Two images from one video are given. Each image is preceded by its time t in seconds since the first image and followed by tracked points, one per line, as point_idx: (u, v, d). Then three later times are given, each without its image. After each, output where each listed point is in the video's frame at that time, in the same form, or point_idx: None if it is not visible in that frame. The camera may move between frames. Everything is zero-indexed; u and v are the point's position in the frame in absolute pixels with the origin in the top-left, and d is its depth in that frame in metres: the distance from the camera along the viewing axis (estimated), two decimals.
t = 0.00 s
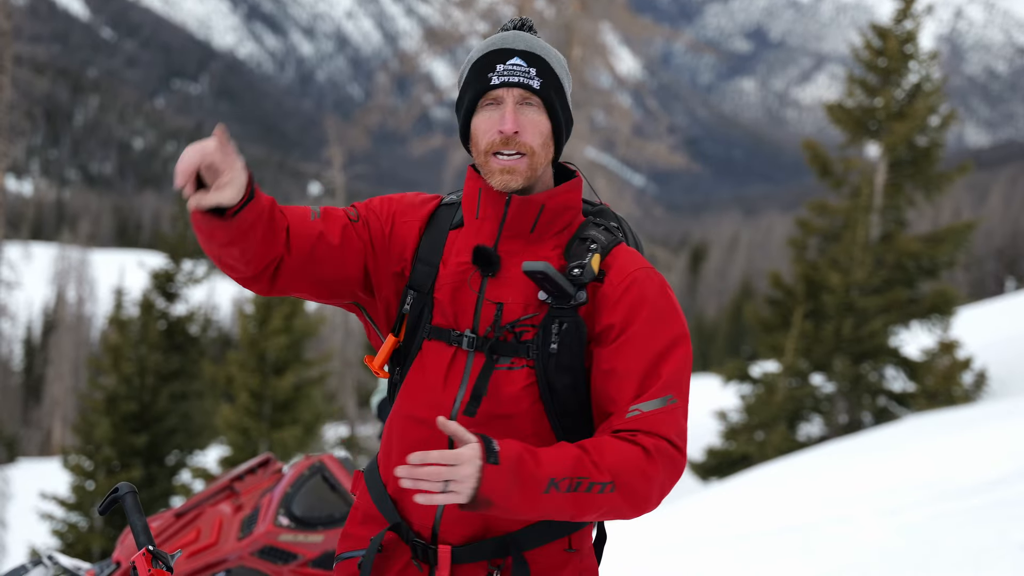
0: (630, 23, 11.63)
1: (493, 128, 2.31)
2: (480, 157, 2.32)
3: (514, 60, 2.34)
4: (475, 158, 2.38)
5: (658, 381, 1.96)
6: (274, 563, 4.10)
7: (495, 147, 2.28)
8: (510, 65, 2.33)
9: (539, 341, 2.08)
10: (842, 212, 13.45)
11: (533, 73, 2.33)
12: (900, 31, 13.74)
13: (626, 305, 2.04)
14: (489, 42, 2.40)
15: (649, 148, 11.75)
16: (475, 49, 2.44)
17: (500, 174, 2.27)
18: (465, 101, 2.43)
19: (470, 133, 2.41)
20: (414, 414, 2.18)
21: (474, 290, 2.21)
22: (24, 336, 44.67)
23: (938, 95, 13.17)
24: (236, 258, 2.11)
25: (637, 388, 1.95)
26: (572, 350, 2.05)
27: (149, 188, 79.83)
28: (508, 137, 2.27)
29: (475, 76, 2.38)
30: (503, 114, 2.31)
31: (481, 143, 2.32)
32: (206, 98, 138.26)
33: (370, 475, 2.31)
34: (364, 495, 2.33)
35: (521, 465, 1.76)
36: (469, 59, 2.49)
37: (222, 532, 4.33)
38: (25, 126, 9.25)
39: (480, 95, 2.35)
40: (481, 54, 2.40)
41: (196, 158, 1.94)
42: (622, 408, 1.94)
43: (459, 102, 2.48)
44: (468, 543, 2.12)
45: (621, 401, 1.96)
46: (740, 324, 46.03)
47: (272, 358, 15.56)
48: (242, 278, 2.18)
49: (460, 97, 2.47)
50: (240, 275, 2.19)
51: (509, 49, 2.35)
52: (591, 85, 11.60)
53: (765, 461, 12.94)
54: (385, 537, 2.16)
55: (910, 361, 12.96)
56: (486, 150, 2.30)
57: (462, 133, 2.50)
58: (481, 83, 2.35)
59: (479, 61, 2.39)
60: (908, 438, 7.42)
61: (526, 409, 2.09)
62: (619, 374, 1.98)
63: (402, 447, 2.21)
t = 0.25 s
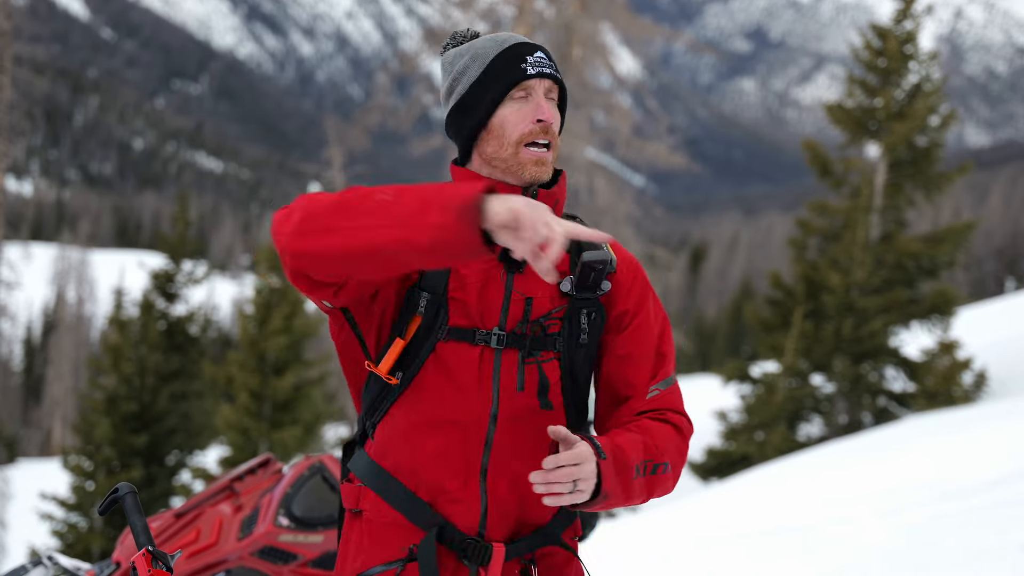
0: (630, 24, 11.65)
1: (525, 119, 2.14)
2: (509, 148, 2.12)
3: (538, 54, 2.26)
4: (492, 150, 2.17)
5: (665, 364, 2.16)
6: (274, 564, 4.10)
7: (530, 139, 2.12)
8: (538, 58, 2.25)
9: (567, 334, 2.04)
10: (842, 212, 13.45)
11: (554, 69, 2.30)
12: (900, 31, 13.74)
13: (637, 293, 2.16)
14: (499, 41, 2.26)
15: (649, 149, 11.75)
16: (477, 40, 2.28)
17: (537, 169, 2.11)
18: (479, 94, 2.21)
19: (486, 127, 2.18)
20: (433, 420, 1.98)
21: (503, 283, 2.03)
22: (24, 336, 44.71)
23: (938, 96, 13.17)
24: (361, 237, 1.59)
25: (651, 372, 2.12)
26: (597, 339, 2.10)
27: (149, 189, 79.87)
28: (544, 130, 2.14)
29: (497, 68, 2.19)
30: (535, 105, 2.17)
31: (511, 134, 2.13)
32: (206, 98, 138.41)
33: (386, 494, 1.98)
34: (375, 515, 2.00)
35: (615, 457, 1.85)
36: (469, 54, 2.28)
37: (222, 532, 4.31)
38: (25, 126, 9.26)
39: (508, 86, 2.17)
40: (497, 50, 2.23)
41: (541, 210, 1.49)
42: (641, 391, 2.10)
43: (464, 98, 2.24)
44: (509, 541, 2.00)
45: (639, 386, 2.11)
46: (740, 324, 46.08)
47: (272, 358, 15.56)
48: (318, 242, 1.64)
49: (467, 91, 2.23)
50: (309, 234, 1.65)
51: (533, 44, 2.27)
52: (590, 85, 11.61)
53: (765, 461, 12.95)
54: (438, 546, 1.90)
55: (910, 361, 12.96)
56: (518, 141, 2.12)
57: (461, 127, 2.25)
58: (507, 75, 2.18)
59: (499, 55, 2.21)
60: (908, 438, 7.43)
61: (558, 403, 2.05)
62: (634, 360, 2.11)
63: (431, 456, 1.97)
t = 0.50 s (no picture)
0: (630, 24, 11.67)
1: (522, 134, 1.88)
2: (504, 163, 1.86)
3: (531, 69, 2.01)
4: (482, 164, 1.88)
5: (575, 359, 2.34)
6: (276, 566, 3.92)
7: (525, 157, 1.89)
8: (534, 74, 1.99)
9: (539, 342, 2.02)
10: (842, 212, 13.45)
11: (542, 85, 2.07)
12: (900, 31, 13.75)
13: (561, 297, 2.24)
14: (494, 47, 1.93)
15: (649, 149, 11.73)
16: (468, 40, 1.94)
17: (530, 188, 1.89)
18: (476, 106, 1.86)
19: (477, 141, 1.87)
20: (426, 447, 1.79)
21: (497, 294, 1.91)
22: (24, 336, 44.78)
23: (939, 95, 13.17)
24: (473, 286, 1.39)
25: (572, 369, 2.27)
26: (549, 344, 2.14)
27: (149, 189, 79.98)
28: (538, 149, 1.91)
29: (502, 82, 1.88)
30: (532, 121, 1.91)
31: (507, 149, 1.86)
32: (206, 99, 138.57)
33: (388, 519, 1.77)
34: (370, 540, 1.77)
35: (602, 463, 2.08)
36: (463, 58, 1.91)
37: (222, 532, 4.16)
38: (25, 126, 9.24)
39: (509, 100, 1.87)
40: (499, 61, 1.90)
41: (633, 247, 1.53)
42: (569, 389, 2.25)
43: (457, 108, 1.88)
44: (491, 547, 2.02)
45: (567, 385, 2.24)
46: (739, 324, 46.17)
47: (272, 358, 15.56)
48: (405, 286, 1.39)
49: (461, 101, 1.88)
50: (387, 281, 1.41)
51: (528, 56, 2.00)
52: (591, 85, 11.62)
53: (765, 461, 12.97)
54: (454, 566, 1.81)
55: (910, 361, 12.97)
56: (514, 158, 1.86)
57: (446, 135, 1.89)
58: (511, 88, 1.88)
59: (501, 69, 1.90)
60: (908, 437, 7.44)
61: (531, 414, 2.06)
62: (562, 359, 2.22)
63: (432, 483, 1.80)
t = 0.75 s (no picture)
0: (630, 24, 11.68)
1: (525, 149, 1.83)
2: (507, 176, 1.80)
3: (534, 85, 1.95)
4: (485, 174, 1.80)
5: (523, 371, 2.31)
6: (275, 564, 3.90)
7: (525, 170, 1.83)
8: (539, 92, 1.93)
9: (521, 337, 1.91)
10: (843, 212, 13.44)
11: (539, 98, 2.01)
12: (900, 31, 13.76)
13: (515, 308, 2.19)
14: (510, 58, 1.83)
15: (650, 149, 11.72)
16: (484, 46, 1.81)
17: (525, 202, 1.85)
18: (493, 119, 1.77)
19: (483, 153, 1.78)
20: (435, 454, 1.64)
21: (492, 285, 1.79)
22: (25, 336, 44.82)
23: (939, 96, 13.18)
24: (526, 353, 1.35)
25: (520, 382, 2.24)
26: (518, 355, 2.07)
27: (149, 189, 80.00)
28: (535, 164, 1.87)
29: (517, 99, 1.80)
30: (535, 136, 1.86)
31: (511, 161, 1.80)
32: (207, 99, 138.66)
33: (394, 528, 1.62)
34: (378, 547, 1.62)
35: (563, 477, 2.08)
36: (481, 67, 1.78)
37: (223, 532, 4.14)
38: (25, 126, 9.22)
39: (521, 117, 1.81)
40: (517, 78, 1.81)
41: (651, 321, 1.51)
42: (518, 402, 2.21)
43: (471, 119, 1.76)
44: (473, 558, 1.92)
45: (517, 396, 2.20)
46: (739, 324, 46.23)
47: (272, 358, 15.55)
48: (457, 341, 1.33)
49: (477, 112, 1.76)
50: (433, 331, 1.33)
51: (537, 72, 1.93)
52: (591, 85, 11.61)
53: (765, 461, 12.97)
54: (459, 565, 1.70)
55: (911, 361, 12.96)
56: (516, 171, 1.80)
57: (454, 142, 1.77)
58: (524, 106, 1.82)
59: (518, 85, 1.82)
60: (907, 437, 7.45)
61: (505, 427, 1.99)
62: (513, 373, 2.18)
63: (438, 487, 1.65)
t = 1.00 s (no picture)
0: (630, 24, 11.68)
1: (537, 146, 1.92)
2: (525, 172, 1.88)
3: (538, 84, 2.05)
4: (504, 171, 1.87)
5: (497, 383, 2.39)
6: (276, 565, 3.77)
7: (537, 165, 1.93)
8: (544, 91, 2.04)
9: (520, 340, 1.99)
10: (843, 212, 13.43)
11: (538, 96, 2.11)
12: (901, 31, 13.74)
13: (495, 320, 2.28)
14: (523, 56, 1.91)
15: (650, 149, 11.73)
16: (501, 46, 1.88)
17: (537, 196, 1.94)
18: (513, 117, 1.84)
19: (502, 150, 1.85)
20: (462, 457, 1.75)
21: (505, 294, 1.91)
22: (24, 335, 44.81)
23: (939, 95, 13.18)
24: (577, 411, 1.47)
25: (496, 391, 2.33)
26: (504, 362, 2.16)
27: (150, 189, 80.03)
28: (547, 159, 1.96)
29: (534, 100, 1.89)
30: (545, 132, 1.96)
31: (528, 158, 1.88)
32: (207, 99, 138.67)
33: (432, 531, 1.70)
34: (417, 553, 1.70)
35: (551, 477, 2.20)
36: (500, 65, 1.85)
37: (222, 532, 4.05)
38: (25, 125, 9.20)
39: (539, 114, 1.90)
40: (532, 75, 1.90)
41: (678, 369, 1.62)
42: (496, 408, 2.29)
43: (493, 117, 1.83)
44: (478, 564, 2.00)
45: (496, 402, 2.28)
46: (740, 324, 46.17)
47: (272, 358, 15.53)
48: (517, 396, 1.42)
49: (501, 112, 1.84)
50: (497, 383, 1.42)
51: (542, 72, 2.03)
52: (592, 85, 11.61)
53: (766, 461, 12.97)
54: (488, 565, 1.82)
55: (911, 361, 12.94)
56: (531, 166, 1.90)
57: (476, 140, 1.83)
58: (541, 104, 1.91)
59: (534, 84, 1.91)
60: (908, 437, 7.44)
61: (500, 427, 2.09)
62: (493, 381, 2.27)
63: (463, 487, 1.76)
